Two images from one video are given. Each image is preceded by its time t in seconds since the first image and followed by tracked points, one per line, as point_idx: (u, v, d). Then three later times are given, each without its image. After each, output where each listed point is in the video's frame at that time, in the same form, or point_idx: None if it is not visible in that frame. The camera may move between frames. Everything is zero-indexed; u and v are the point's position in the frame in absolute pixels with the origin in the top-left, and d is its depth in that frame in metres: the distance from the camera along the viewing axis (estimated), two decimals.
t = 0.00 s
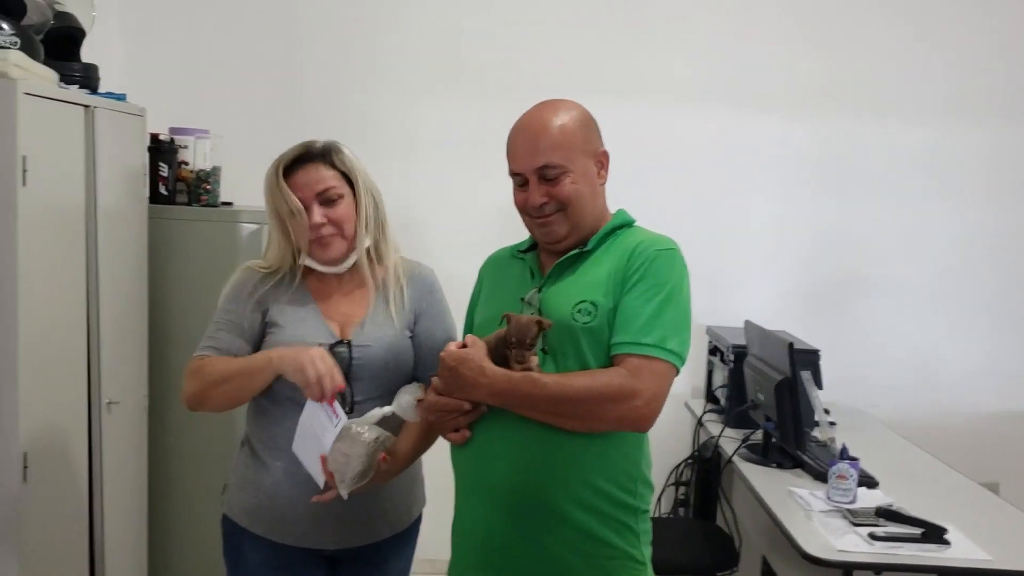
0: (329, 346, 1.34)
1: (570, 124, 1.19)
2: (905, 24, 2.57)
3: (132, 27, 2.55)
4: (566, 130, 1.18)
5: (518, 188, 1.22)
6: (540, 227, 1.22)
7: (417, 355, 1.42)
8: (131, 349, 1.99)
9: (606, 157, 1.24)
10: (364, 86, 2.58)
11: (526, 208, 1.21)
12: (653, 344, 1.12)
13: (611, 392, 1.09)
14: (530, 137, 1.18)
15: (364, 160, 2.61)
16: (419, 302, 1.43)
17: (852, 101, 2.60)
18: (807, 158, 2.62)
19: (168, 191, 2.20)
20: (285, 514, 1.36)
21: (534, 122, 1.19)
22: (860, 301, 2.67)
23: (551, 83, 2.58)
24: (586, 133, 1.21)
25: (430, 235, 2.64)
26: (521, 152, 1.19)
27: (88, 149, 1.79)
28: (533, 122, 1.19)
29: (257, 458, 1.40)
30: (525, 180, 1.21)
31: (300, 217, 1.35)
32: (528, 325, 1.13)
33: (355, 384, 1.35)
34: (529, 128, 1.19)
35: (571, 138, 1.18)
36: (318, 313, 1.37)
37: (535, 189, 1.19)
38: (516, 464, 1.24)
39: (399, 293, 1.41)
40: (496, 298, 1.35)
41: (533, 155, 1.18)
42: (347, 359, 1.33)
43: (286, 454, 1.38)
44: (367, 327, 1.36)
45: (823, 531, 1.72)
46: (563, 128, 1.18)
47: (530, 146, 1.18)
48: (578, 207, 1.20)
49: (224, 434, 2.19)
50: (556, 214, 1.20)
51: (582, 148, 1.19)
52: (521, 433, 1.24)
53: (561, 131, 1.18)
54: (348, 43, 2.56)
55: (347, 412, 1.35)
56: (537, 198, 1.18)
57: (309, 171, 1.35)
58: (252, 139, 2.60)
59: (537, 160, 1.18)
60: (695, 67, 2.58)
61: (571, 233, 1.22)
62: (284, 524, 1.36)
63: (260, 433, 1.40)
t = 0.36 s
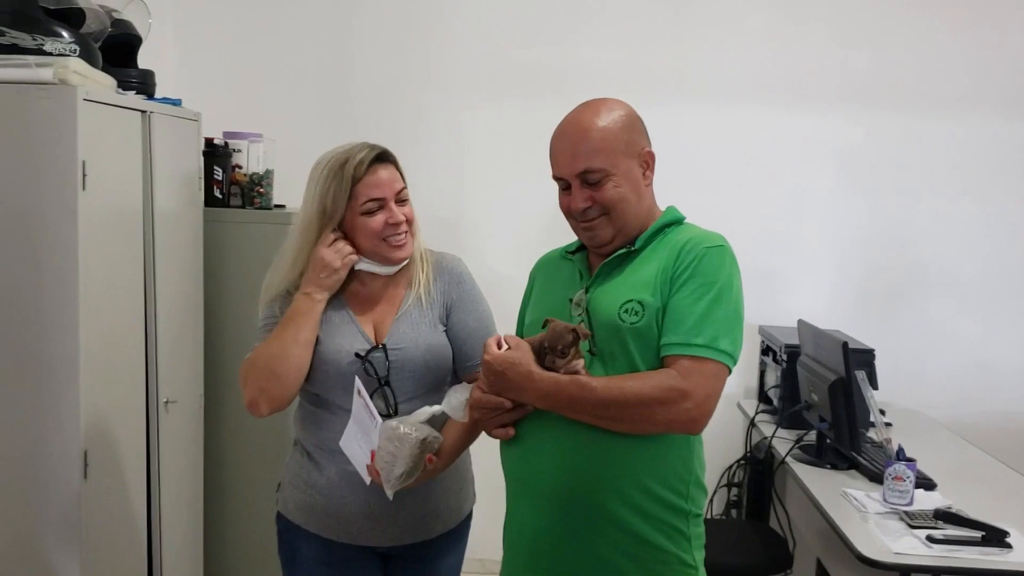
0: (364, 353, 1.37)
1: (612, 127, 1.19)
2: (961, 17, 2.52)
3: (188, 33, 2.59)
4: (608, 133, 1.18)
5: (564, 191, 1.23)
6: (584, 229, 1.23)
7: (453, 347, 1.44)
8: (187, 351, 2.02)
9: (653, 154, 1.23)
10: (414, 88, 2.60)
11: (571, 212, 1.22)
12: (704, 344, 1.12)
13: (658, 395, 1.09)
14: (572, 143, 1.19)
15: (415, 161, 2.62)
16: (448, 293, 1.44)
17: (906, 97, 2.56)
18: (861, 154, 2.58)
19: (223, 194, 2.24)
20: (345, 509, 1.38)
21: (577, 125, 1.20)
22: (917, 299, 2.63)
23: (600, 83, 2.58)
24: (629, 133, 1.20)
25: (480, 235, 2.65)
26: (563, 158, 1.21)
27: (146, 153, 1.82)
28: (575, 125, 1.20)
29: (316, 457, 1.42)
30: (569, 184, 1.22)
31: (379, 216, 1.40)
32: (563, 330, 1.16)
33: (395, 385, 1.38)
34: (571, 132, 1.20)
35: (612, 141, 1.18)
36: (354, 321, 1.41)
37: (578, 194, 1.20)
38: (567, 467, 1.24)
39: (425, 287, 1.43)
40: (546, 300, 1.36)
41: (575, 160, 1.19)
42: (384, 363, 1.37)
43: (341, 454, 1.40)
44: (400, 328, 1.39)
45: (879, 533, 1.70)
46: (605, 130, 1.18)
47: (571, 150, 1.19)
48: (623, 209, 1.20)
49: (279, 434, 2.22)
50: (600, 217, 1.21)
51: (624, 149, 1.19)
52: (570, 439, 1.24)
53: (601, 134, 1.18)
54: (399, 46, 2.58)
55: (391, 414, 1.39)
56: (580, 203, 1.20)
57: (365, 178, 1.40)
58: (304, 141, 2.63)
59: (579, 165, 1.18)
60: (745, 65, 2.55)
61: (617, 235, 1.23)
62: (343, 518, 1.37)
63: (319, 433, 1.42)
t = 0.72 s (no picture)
0: (407, 353, 1.38)
1: (648, 126, 1.18)
2: (1004, 9, 2.49)
3: (228, 36, 2.63)
4: (645, 133, 1.18)
5: (599, 190, 1.24)
6: (620, 228, 1.23)
7: (491, 348, 1.46)
8: (227, 350, 2.05)
9: (691, 154, 1.23)
10: (451, 87, 2.61)
11: (607, 212, 1.22)
12: (742, 343, 1.11)
13: (697, 395, 1.09)
14: (608, 142, 1.19)
15: (451, 161, 2.63)
16: (491, 295, 1.47)
17: (947, 92, 2.53)
18: (902, 149, 2.55)
19: (262, 194, 2.27)
20: (377, 503, 1.39)
21: (613, 125, 1.20)
22: (960, 297, 2.59)
23: (636, 80, 2.57)
24: (667, 132, 1.20)
25: (516, 233, 2.66)
26: (599, 158, 1.21)
27: (186, 153, 1.85)
28: (612, 124, 1.20)
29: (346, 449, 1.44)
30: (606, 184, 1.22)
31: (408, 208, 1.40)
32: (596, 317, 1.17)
33: (436, 385, 1.40)
34: (608, 132, 1.20)
35: (648, 141, 1.18)
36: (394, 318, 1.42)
37: (614, 193, 1.20)
38: (603, 466, 1.25)
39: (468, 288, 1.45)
40: (584, 300, 1.36)
41: (611, 160, 1.19)
42: (425, 362, 1.38)
43: (376, 451, 1.41)
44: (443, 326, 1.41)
45: (919, 531, 1.68)
46: (641, 130, 1.18)
47: (607, 151, 1.19)
48: (659, 209, 1.20)
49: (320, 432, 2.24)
50: (637, 217, 1.21)
51: (661, 149, 1.19)
52: (604, 437, 1.25)
53: (637, 134, 1.18)
54: (436, 46, 2.60)
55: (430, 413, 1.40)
56: (616, 203, 1.20)
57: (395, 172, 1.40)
58: (343, 141, 2.65)
59: (615, 165, 1.18)
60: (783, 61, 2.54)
61: (654, 235, 1.23)
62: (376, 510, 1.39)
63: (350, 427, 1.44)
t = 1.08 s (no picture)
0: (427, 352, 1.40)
1: (653, 122, 1.18)
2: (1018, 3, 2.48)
3: (237, 32, 2.63)
4: (650, 129, 1.18)
5: (606, 187, 1.24)
6: (627, 225, 1.23)
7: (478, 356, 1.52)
8: (236, 346, 2.05)
9: (696, 149, 1.23)
10: (460, 83, 2.60)
11: (613, 209, 1.22)
12: (754, 333, 1.11)
13: (714, 390, 1.09)
14: (613, 139, 1.19)
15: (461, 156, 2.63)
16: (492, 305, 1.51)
17: (960, 87, 2.51)
18: (916, 145, 2.54)
19: (272, 190, 2.26)
20: (359, 493, 1.34)
21: (618, 122, 1.20)
22: (972, 292, 2.58)
23: (647, 75, 2.56)
24: (671, 128, 1.19)
25: (526, 229, 2.65)
26: (605, 155, 1.20)
27: (196, 150, 1.85)
28: (615, 122, 1.20)
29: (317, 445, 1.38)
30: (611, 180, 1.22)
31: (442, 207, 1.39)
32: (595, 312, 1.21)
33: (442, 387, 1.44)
34: (613, 129, 1.20)
35: (654, 137, 1.18)
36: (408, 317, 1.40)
37: (621, 191, 1.20)
38: (610, 458, 1.24)
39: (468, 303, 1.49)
40: (593, 295, 1.35)
41: (617, 157, 1.19)
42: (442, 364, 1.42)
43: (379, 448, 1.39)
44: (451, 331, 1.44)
45: (932, 528, 1.67)
46: (646, 126, 1.18)
47: (613, 148, 1.19)
48: (666, 205, 1.20)
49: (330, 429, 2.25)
50: (643, 214, 1.21)
51: (667, 144, 1.19)
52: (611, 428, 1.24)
53: (643, 131, 1.18)
54: (446, 41, 2.59)
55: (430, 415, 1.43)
56: (622, 200, 1.20)
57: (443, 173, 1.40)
58: (351, 137, 2.65)
59: (620, 163, 1.18)
60: (795, 55, 2.53)
61: (660, 231, 1.23)
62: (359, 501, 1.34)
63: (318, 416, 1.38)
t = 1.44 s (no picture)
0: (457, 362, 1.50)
1: (642, 138, 1.20)
2: (1011, 12, 2.50)
3: (236, 41, 2.64)
4: (639, 145, 1.19)
5: (598, 202, 1.25)
6: (620, 239, 1.25)
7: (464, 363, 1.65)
8: (233, 354, 2.06)
9: (686, 163, 1.24)
10: (458, 91, 2.62)
11: (605, 223, 1.24)
12: (757, 340, 1.12)
13: (731, 401, 1.11)
14: (603, 156, 1.21)
15: (459, 165, 2.64)
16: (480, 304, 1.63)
17: (955, 96, 2.53)
18: (910, 152, 2.56)
19: (270, 200, 2.28)
20: (383, 490, 1.40)
21: (607, 139, 1.21)
22: (967, 299, 2.60)
23: (643, 84, 2.58)
24: (660, 142, 1.21)
25: (523, 237, 2.66)
26: (595, 171, 1.22)
27: (195, 160, 1.86)
28: (604, 138, 1.21)
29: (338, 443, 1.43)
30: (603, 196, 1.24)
31: (469, 241, 1.49)
32: (594, 317, 1.23)
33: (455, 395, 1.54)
34: (603, 145, 1.21)
35: (644, 153, 1.19)
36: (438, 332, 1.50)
37: (612, 206, 1.22)
38: (605, 467, 1.26)
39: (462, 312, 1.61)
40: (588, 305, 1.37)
41: (607, 174, 1.20)
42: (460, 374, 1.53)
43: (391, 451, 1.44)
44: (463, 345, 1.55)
45: (925, 535, 1.69)
46: (634, 142, 1.19)
47: (603, 164, 1.21)
48: (657, 219, 1.22)
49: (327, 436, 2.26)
50: (635, 228, 1.23)
51: (656, 160, 1.20)
52: (607, 438, 1.26)
53: (632, 148, 1.19)
54: (443, 51, 2.61)
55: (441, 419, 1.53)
56: (614, 215, 1.22)
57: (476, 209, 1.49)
58: (349, 145, 2.66)
59: (610, 180, 1.20)
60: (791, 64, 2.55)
61: (653, 244, 1.25)
62: (384, 497, 1.40)
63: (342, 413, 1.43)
